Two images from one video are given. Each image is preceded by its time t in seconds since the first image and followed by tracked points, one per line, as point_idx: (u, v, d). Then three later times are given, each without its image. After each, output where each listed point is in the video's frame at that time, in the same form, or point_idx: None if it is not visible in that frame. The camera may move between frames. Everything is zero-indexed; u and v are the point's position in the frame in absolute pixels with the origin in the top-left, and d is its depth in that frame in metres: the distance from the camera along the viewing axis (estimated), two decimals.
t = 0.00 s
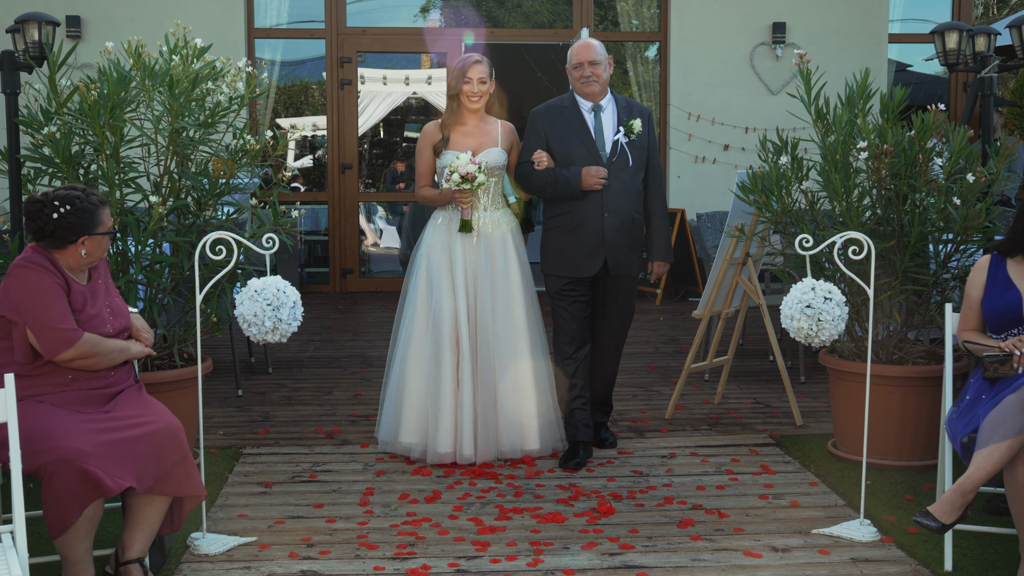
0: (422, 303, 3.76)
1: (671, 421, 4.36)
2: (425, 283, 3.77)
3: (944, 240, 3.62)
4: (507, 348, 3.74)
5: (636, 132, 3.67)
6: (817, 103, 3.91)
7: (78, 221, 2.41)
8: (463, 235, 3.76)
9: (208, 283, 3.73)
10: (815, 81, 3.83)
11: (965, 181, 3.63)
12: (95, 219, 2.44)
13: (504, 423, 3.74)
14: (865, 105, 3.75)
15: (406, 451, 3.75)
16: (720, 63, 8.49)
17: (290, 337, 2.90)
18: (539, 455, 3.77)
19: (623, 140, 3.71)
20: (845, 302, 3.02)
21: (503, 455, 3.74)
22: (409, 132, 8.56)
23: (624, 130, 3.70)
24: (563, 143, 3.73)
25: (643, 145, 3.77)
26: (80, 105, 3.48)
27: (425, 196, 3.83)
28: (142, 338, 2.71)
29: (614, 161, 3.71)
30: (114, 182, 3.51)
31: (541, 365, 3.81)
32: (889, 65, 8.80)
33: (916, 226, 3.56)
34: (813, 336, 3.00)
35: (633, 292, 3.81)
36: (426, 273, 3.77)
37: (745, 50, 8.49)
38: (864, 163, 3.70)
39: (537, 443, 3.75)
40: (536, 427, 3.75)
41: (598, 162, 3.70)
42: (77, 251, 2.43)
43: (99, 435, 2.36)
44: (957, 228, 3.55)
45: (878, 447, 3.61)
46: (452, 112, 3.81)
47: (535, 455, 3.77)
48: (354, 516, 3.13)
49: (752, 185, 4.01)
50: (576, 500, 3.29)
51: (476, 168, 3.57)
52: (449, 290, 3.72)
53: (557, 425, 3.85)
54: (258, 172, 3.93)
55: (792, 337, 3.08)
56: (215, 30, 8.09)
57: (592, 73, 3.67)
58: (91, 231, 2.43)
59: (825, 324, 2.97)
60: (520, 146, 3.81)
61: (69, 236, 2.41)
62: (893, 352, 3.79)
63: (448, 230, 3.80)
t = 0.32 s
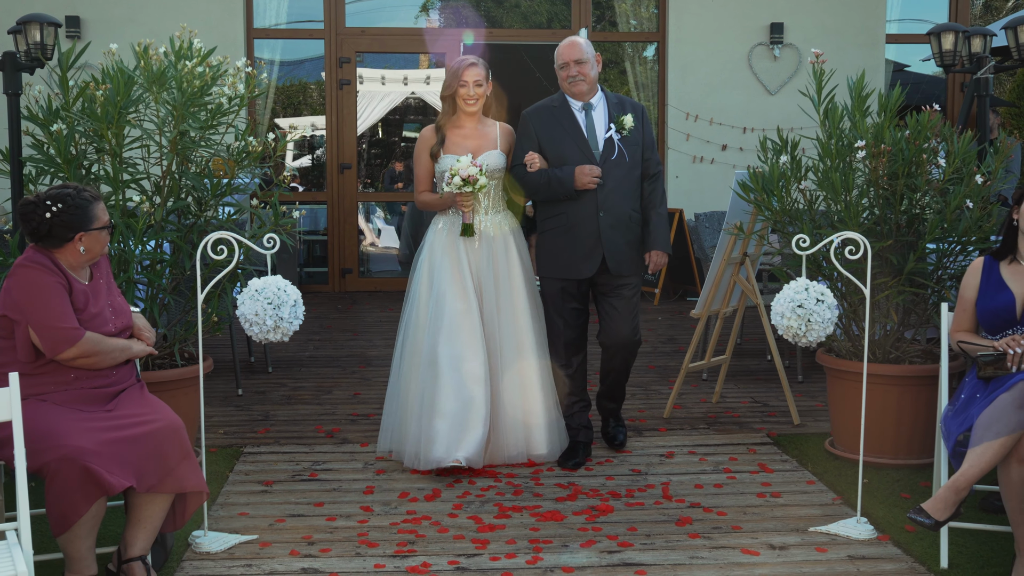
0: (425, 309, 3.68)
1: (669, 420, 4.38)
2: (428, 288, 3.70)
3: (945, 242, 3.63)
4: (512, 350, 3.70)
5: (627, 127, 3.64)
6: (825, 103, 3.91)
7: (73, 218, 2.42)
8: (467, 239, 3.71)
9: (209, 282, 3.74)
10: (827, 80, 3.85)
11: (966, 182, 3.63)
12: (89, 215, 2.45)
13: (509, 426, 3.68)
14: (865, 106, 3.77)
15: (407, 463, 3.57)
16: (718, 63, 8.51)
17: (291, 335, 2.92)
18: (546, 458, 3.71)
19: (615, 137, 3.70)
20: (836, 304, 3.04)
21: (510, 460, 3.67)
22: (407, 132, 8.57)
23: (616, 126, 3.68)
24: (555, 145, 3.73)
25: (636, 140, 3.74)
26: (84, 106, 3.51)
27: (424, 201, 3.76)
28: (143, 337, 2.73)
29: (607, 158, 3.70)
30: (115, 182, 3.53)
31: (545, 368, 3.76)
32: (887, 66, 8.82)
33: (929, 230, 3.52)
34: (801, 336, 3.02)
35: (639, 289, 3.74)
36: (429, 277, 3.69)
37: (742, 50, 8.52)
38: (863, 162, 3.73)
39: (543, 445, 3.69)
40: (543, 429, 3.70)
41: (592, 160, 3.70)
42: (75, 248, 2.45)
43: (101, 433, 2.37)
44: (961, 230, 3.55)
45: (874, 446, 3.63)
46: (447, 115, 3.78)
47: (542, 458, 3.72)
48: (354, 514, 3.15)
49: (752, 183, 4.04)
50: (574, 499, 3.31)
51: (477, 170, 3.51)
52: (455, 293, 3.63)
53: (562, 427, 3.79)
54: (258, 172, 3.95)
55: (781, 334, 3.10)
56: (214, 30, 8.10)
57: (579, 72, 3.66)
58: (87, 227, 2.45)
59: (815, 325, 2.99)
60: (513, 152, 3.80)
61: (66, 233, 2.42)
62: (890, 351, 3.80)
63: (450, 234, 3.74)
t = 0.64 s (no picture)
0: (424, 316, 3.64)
1: (667, 420, 4.40)
2: (426, 296, 3.65)
3: (938, 240, 3.68)
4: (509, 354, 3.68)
5: (632, 131, 3.50)
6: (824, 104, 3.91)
7: (70, 218, 2.43)
8: (464, 241, 3.67)
9: (210, 283, 3.76)
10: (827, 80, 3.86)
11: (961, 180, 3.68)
12: (86, 214, 2.46)
13: (504, 430, 3.70)
14: (859, 109, 3.76)
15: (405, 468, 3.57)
16: (715, 63, 8.54)
17: (290, 335, 2.94)
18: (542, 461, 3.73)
19: (619, 140, 3.54)
20: (829, 304, 3.07)
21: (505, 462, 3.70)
22: (406, 132, 8.59)
23: (620, 129, 3.53)
24: (557, 147, 3.59)
25: (641, 143, 3.57)
26: (87, 107, 3.53)
27: (420, 205, 3.71)
28: (145, 336, 2.75)
29: (610, 162, 3.53)
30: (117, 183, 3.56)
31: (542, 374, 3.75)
32: (884, 66, 8.86)
33: (921, 227, 3.57)
34: (790, 333, 3.05)
35: (641, 298, 3.56)
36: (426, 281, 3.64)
37: (740, 51, 8.54)
38: (859, 163, 3.74)
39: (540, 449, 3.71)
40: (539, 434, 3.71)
41: (594, 164, 3.54)
42: (74, 247, 2.46)
43: (104, 432, 2.39)
44: (952, 228, 3.61)
45: (869, 444, 3.66)
46: (442, 115, 3.70)
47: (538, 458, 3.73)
48: (354, 512, 3.17)
49: (751, 184, 4.06)
50: (572, 497, 3.33)
51: (476, 169, 3.46)
52: (453, 300, 3.57)
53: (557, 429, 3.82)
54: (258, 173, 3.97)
55: (770, 330, 3.12)
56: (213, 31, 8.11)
57: (584, 72, 3.51)
58: (85, 227, 2.46)
59: (804, 323, 3.02)
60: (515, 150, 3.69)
61: (64, 233, 2.44)
62: (886, 350, 3.82)
63: (446, 238, 3.67)
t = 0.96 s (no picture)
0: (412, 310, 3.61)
1: (663, 418, 4.43)
2: (416, 290, 3.62)
3: (931, 239, 3.71)
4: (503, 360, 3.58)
5: (649, 133, 3.38)
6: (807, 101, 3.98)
7: (72, 216, 2.46)
8: (452, 242, 3.60)
9: (211, 282, 3.79)
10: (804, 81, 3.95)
11: (950, 182, 3.70)
12: (89, 214, 2.48)
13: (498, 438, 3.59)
14: (848, 109, 3.84)
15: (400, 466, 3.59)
16: (713, 63, 8.57)
17: (293, 333, 2.97)
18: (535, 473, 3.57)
19: (635, 142, 3.42)
20: (828, 299, 3.10)
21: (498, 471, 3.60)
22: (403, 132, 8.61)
23: (637, 130, 3.41)
24: (571, 143, 3.49)
25: (658, 146, 3.45)
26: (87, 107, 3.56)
27: (408, 202, 3.62)
28: (147, 334, 2.77)
29: (623, 164, 3.41)
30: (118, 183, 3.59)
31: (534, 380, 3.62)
32: (880, 67, 8.89)
33: (910, 228, 3.63)
34: (797, 332, 3.07)
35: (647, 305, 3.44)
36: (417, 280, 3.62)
37: (736, 51, 8.57)
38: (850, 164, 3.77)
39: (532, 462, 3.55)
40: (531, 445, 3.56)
41: (606, 164, 3.44)
42: (76, 246, 2.49)
43: (106, 429, 2.42)
44: (946, 227, 3.64)
45: (863, 442, 3.69)
46: (439, 112, 3.61)
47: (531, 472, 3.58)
48: (353, 509, 3.20)
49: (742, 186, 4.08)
50: (570, 494, 3.36)
51: (469, 171, 3.40)
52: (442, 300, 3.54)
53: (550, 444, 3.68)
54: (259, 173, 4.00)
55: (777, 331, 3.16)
56: (211, 31, 8.13)
57: (607, 71, 3.39)
58: (87, 226, 2.48)
59: (808, 321, 3.05)
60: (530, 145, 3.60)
61: (67, 232, 2.46)
62: (881, 349, 3.85)
63: (437, 239, 3.62)
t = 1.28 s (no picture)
0: (407, 312, 3.50)
1: (659, 417, 4.47)
2: (411, 293, 3.53)
3: (924, 241, 3.75)
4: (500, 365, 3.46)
5: (662, 135, 3.28)
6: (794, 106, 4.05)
7: (75, 217, 2.49)
8: (451, 244, 3.50)
9: (210, 282, 3.82)
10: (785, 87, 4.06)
11: (943, 184, 3.75)
12: (92, 215, 2.52)
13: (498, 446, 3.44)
14: (840, 109, 3.89)
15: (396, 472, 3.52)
16: (709, 64, 8.61)
17: (288, 333, 3.00)
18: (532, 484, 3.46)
19: (646, 143, 3.31)
20: (816, 301, 3.13)
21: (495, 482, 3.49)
22: (401, 133, 8.64)
23: (649, 131, 3.31)
24: (582, 141, 3.36)
25: (671, 149, 3.35)
26: (85, 110, 3.60)
27: (406, 203, 3.53)
28: (147, 334, 2.80)
29: (635, 165, 3.31)
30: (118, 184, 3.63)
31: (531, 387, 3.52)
32: (875, 68, 8.95)
33: (903, 229, 3.67)
34: (779, 332, 3.12)
35: (654, 306, 3.40)
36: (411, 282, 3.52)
37: (732, 53, 8.62)
38: (845, 164, 3.83)
39: (530, 473, 3.43)
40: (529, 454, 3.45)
41: (618, 164, 3.32)
42: (79, 247, 2.52)
43: (108, 427, 2.45)
44: (938, 229, 3.69)
45: (857, 441, 3.73)
46: (440, 113, 3.50)
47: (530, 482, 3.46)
48: (351, 507, 3.23)
49: (740, 186, 4.13)
50: (565, 492, 3.40)
51: (468, 172, 3.31)
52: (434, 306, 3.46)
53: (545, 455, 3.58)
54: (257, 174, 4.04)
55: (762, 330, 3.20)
56: (210, 32, 8.16)
57: (619, 71, 3.27)
58: (90, 227, 2.52)
59: (790, 322, 3.09)
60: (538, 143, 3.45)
61: (70, 231, 2.50)
62: (873, 349, 3.89)
63: (435, 240, 3.53)
